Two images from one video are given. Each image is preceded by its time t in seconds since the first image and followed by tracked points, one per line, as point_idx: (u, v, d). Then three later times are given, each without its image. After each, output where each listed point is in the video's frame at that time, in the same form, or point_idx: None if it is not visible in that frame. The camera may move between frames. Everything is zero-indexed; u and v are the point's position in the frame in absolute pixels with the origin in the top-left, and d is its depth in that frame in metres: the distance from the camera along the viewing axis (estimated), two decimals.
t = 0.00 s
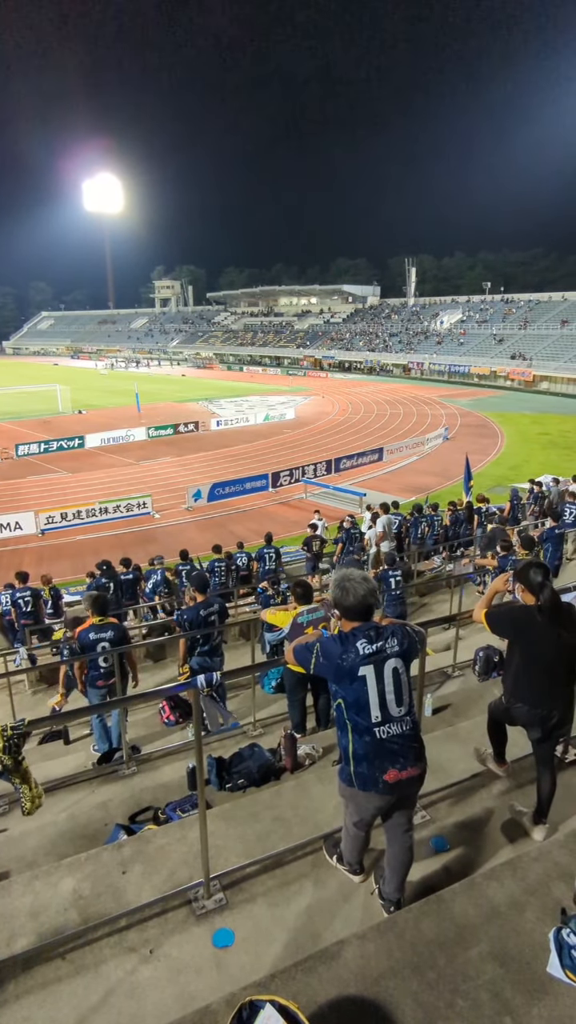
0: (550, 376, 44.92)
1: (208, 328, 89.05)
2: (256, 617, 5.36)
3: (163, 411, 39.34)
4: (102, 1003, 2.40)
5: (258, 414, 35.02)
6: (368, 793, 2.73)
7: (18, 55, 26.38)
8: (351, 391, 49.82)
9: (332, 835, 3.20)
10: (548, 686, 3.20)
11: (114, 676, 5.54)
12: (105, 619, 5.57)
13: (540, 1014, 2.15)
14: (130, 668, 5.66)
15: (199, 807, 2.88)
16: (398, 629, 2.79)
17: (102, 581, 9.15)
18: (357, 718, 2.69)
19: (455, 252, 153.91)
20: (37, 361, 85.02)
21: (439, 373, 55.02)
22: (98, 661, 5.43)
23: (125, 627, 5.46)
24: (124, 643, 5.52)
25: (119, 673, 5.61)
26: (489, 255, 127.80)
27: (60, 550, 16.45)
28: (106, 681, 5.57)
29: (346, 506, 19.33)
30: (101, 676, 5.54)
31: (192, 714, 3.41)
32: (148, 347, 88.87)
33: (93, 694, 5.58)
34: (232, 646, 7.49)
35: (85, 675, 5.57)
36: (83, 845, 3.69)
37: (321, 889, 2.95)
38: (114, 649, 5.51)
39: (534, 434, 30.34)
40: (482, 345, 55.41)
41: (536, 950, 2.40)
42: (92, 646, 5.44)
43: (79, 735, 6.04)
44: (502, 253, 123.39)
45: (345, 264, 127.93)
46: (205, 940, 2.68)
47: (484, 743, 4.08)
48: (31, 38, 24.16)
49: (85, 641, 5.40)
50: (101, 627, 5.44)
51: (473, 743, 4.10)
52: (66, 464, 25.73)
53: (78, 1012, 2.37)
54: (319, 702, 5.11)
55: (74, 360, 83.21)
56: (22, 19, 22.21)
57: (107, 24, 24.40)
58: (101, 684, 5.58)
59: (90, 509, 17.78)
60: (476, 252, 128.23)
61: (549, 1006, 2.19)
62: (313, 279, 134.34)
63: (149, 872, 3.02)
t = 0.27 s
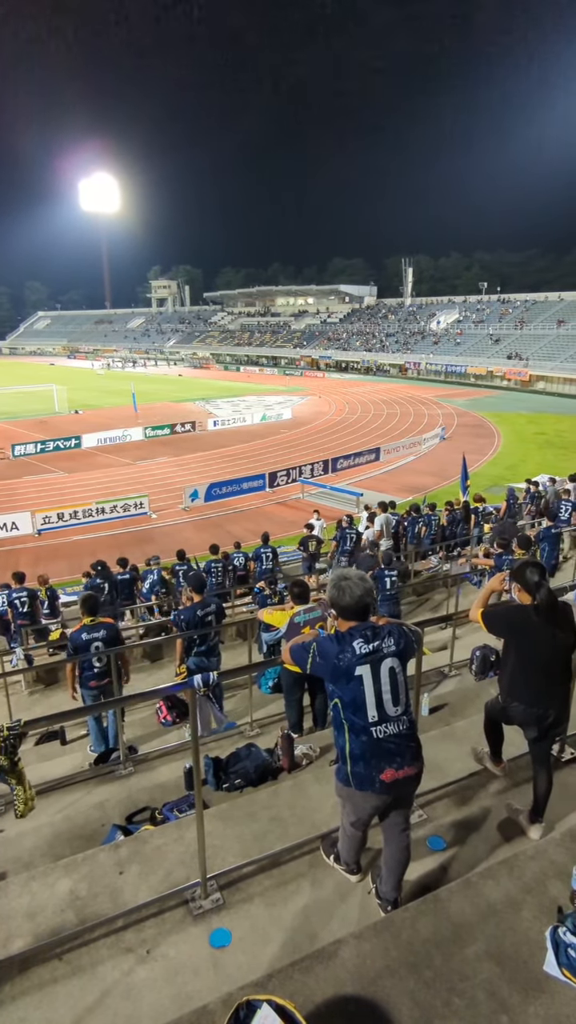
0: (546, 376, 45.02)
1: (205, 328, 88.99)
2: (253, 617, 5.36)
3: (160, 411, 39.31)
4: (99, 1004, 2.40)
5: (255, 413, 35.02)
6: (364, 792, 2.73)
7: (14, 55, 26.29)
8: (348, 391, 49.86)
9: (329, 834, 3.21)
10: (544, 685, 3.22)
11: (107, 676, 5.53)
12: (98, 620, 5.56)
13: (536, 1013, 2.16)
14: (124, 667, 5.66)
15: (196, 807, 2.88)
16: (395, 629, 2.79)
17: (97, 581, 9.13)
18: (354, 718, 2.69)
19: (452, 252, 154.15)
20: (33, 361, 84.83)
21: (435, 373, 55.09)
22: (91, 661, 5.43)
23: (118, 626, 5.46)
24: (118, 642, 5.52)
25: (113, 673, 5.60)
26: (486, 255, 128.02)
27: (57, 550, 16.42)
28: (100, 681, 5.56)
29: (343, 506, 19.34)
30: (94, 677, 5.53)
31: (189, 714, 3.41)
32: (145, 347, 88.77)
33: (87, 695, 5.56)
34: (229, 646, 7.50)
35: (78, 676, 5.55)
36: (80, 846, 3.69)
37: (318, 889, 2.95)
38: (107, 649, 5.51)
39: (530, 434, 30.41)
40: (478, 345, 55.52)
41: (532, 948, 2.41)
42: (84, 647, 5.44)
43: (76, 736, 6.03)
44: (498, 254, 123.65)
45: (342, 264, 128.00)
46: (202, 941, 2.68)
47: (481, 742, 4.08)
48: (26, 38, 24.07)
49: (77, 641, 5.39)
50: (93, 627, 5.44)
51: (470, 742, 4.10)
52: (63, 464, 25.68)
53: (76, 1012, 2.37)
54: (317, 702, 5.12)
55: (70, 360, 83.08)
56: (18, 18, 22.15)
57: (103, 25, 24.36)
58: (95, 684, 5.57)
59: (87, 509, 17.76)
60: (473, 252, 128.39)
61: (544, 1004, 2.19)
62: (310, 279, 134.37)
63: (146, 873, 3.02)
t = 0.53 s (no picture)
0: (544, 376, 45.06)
1: (203, 328, 88.92)
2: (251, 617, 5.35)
3: (158, 411, 39.27)
4: (96, 1005, 2.39)
5: (253, 414, 35.02)
6: (363, 792, 2.73)
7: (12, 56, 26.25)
8: (346, 391, 49.87)
9: (327, 834, 3.21)
10: (542, 686, 3.22)
11: (103, 678, 5.53)
12: (92, 621, 5.55)
13: (535, 1012, 2.16)
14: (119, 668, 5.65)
15: (195, 807, 2.88)
16: (393, 629, 2.79)
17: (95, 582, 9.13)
18: (352, 718, 2.69)
19: (450, 252, 154.34)
20: (30, 361, 84.66)
21: (433, 373, 55.14)
22: (86, 663, 5.42)
23: (112, 627, 5.45)
24: (113, 644, 5.51)
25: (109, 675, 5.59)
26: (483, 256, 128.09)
27: (55, 550, 16.40)
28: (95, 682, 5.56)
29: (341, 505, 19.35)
30: (89, 679, 5.52)
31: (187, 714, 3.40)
32: (143, 347, 88.67)
33: (84, 696, 5.55)
34: (227, 646, 7.50)
35: (73, 678, 5.54)
36: (79, 846, 3.69)
37: (316, 888, 2.95)
38: (103, 650, 5.51)
39: (528, 434, 30.43)
40: (476, 345, 55.58)
41: (530, 947, 2.41)
42: (79, 649, 5.43)
43: (74, 737, 6.02)
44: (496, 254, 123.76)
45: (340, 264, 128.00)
46: (200, 941, 2.68)
47: (478, 742, 4.09)
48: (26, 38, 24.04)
49: (73, 643, 5.38)
50: (88, 629, 5.43)
51: (468, 742, 4.11)
52: (61, 464, 25.63)
53: (74, 1013, 2.37)
54: (315, 702, 5.12)
55: (68, 360, 82.98)
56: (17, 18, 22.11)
57: (100, 24, 24.36)
58: (90, 686, 5.56)
59: (85, 509, 17.74)
60: (471, 252, 128.47)
61: (541, 1003, 2.20)
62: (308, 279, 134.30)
63: (144, 874, 3.01)
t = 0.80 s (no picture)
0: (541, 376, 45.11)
1: (201, 328, 88.86)
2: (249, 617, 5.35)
3: (155, 411, 39.23)
4: (94, 1005, 2.39)
5: (251, 413, 35.02)
6: (360, 792, 2.73)
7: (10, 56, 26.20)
8: (344, 391, 49.88)
9: (325, 834, 3.21)
10: (540, 686, 3.23)
11: (100, 678, 5.51)
12: (90, 622, 5.55)
13: (532, 1012, 2.16)
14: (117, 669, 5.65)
15: (192, 807, 2.88)
16: (391, 629, 2.79)
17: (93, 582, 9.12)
18: (350, 718, 2.69)
19: (448, 252, 154.45)
20: (28, 361, 84.52)
21: (431, 373, 55.18)
22: (83, 664, 5.41)
23: (110, 627, 5.45)
24: (110, 645, 5.51)
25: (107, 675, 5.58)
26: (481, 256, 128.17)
27: (53, 551, 16.38)
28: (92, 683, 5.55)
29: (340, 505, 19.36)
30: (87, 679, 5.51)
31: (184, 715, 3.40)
32: (141, 347, 88.58)
33: (81, 696, 5.54)
34: (225, 646, 7.51)
35: (71, 679, 5.52)
36: (76, 846, 3.69)
37: (314, 888, 2.95)
38: (100, 651, 5.51)
39: (526, 434, 30.48)
40: (474, 345, 55.64)
41: (528, 947, 2.42)
42: (77, 649, 5.43)
43: (72, 737, 6.02)
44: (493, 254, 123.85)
45: (338, 264, 128.03)
46: (198, 941, 2.68)
47: (476, 742, 4.09)
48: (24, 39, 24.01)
49: (70, 643, 5.38)
50: (86, 629, 5.43)
51: (465, 742, 4.11)
52: (58, 464, 25.58)
53: (72, 1013, 2.36)
54: (313, 702, 5.12)
55: (66, 360, 82.88)
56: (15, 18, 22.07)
57: (99, 24, 24.34)
58: (87, 687, 5.54)
59: (82, 509, 17.71)
60: (469, 252, 128.47)
61: (539, 1002, 2.20)
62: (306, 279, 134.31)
63: (142, 874, 3.01)
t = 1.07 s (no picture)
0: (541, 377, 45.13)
1: (200, 328, 88.87)
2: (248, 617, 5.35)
3: (155, 411, 39.23)
4: (94, 1005, 2.39)
5: (251, 413, 35.03)
6: (360, 792, 2.74)
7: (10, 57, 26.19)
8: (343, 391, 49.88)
9: (325, 835, 3.22)
10: (539, 686, 3.23)
11: (100, 678, 5.51)
12: (89, 622, 5.55)
13: (532, 1012, 2.16)
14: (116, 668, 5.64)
15: (192, 807, 2.87)
16: (390, 630, 2.79)
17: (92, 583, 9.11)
18: (349, 719, 2.69)
19: (447, 251, 154.49)
20: (28, 361, 84.48)
21: (430, 373, 55.19)
22: (83, 664, 5.40)
23: (109, 627, 5.45)
24: (109, 644, 5.51)
25: (106, 675, 5.58)
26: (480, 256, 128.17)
27: (52, 551, 16.37)
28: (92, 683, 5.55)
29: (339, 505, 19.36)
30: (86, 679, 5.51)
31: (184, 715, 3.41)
32: (140, 347, 88.58)
33: (80, 696, 5.54)
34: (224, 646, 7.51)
35: (70, 678, 5.53)
36: (76, 846, 3.69)
37: (314, 889, 2.95)
38: (99, 651, 5.50)
39: (525, 434, 30.50)
40: (473, 345, 55.66)
41: (527, 947, 2.42)
42: (76, 649, 5.43)
43: (71, 737, 6.02)
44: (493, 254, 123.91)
45: (337, 264, 128.01)
46: (198, 941, 2.68)
47: (475, 742, 4.10)
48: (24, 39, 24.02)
49: (70, 643, 5.38)
50: (85, 629, 5.42)
51: (465, 742, 4.11)
52: (58, 464, 25.56)
53: (71, 1013, 2.36)
54: (312, 702, 5.13)
55: (65, 360, 82.88)
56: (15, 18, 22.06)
57: (99, 24, 24.33)
58: (87, 687, 5.54)
59: (82, 509, 17.70)
60: (469, 251, 128.51)
61: (539, 1002, 2.20)
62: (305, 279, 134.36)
63: (142, 874, 3.01)
